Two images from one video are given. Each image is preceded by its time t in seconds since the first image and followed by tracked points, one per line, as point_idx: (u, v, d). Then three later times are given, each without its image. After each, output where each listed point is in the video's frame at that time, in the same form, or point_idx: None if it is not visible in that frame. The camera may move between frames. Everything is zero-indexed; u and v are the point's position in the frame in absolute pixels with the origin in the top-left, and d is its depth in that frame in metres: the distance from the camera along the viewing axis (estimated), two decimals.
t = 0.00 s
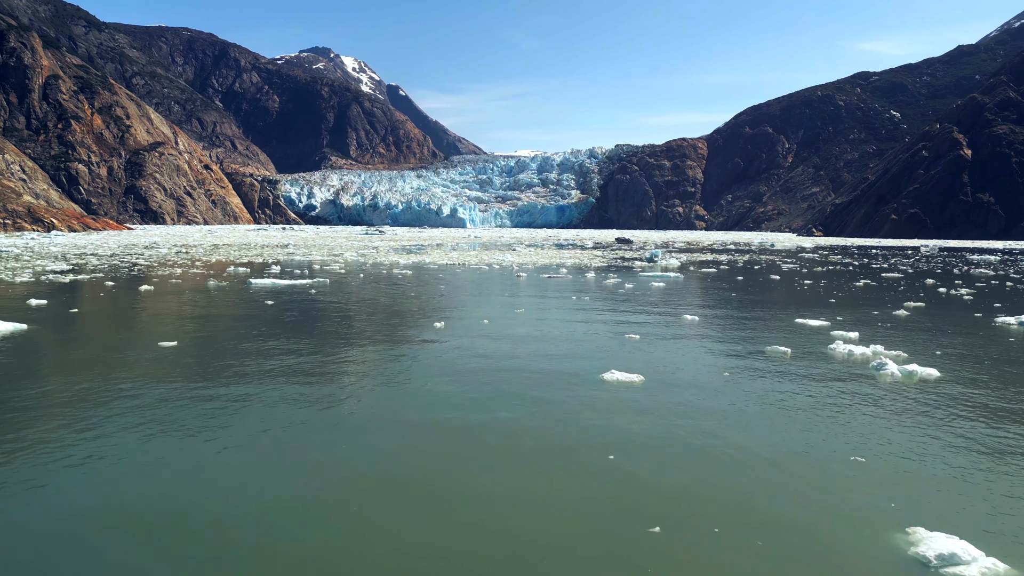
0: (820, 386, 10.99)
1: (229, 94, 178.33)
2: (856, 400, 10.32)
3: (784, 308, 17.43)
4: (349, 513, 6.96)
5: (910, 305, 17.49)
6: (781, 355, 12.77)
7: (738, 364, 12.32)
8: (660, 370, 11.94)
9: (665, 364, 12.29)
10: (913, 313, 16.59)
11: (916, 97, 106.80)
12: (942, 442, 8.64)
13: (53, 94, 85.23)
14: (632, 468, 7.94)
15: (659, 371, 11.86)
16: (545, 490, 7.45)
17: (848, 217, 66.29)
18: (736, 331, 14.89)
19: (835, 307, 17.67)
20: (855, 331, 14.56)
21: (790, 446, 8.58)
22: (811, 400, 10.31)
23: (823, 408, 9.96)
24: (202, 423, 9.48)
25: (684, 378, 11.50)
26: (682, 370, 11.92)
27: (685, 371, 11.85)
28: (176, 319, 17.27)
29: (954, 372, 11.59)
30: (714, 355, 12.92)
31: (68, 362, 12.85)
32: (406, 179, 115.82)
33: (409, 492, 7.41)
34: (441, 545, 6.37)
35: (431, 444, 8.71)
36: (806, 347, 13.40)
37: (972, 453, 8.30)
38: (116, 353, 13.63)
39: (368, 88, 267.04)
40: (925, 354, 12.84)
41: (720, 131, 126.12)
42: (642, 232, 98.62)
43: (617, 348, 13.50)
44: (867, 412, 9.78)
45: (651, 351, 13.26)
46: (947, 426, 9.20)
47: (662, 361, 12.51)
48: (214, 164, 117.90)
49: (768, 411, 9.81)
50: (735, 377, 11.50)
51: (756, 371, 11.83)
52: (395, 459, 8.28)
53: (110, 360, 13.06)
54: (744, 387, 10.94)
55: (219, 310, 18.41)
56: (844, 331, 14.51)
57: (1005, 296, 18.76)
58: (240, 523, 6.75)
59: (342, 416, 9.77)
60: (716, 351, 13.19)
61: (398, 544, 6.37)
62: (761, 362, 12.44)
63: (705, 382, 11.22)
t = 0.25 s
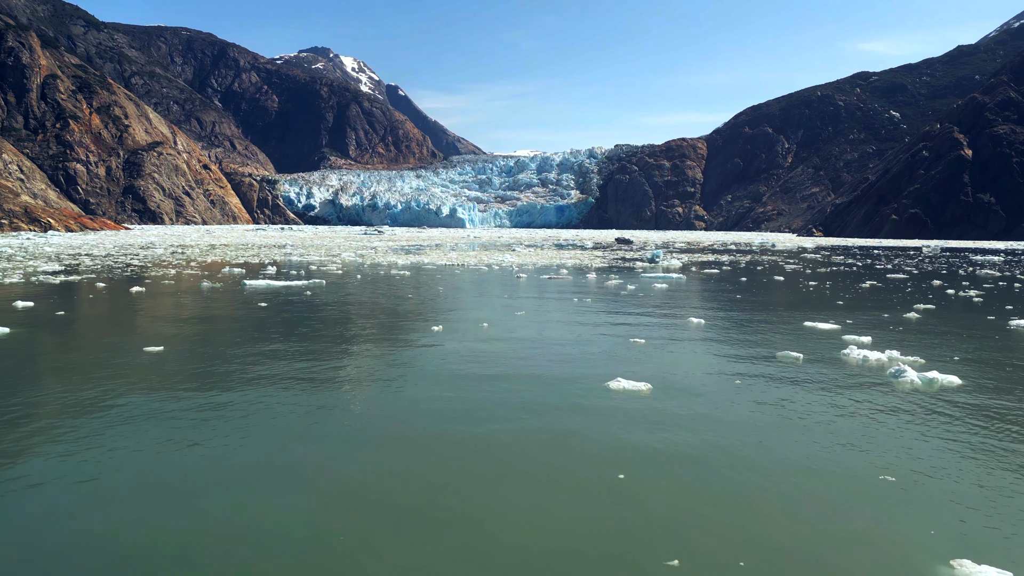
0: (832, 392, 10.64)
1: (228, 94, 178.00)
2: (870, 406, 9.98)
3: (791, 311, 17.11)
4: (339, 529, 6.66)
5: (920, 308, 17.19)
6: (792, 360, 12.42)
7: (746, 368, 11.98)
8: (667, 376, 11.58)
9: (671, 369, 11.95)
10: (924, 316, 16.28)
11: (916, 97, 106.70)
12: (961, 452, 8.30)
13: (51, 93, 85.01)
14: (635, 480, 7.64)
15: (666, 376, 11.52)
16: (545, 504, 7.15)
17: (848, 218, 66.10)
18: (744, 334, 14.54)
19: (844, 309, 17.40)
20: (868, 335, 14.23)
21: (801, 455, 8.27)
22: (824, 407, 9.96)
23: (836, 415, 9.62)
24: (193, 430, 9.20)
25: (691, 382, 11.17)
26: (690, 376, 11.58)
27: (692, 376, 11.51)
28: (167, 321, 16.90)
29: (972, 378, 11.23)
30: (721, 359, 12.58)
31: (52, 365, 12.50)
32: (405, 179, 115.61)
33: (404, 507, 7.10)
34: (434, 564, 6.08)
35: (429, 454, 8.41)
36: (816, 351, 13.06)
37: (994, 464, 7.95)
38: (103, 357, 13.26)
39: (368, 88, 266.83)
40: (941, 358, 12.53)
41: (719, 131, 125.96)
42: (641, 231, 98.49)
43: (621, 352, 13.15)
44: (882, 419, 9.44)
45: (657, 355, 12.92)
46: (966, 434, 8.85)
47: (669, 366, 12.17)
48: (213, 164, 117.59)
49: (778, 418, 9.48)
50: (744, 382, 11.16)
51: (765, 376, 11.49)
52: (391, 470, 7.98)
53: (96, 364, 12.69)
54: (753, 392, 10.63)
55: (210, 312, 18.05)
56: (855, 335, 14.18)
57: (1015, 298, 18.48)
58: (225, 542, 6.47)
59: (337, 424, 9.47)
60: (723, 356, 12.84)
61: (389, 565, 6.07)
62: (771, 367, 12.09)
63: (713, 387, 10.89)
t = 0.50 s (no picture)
0: (846, 400, 10.45)
1: (227, 94, 177.65)
2: (884, 414, 9.79)
3: (801, 314, 16.84)
4: (342, 543, 6.51)
5: (931, 311, 16.95)
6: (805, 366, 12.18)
7: (758, 374, 11.80)
8: (677, 382, 11.35)
9: (681, 375, 11.74)
10: (936, 319, 16.03)
11: (915, 97, 106.58)
12: (979, 463, 8.10)
13: (49, 93, 84.80)
14: (639, 488, 7.54)
15: (674, 382, 11.31)
16: (544, 513, 7.03)
17: (848, 218, 65.94)
18: (752, 338, 14.35)
19: (853, 311, 17.16)
20: (881, 340, 13.97)
21: (812, 465, 8.12)
22: (836, 415, 9.79)
23: (850, 424, 9.44)
24: (191, 436, 9.06)
25: (701, 389, 11.01)
26: (699, 382, 11.38)
27: (702, 382, 11.35)
28: (157, 324, 16.59)
29: (991, 386, 10.97)
30: (732, 365, 12.36)
31: (37, 369, 12.20)
32: (404, 179, 115.39)
33: (401, 516, 7.01)
34: None
35: (430, 462, 8.27)
36: (828, 357, 12.85)
37: (1013, 477, 7.74)
38: (90, 361, 12.98)
39: (367, 88, 266.54)
40: (958, 364, 12.25)
41: (719, 131, 125.71)
42: (642, 232, 98.20)
43: (630, 357, 12.90)
44: (896, 428, 9.24)
45: (667, 361, 12.66)
46: (982, 444, 8.65)
47: (679, 372, 11.94)
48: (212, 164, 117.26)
49: (787, 427, 9.32)
50: (755, 390, 10.95)
51: (777, 383, 11.29)
52: (388, 479, 7.86)
53: (84, 368, 12.44)
54: (763, 399, 10.46)
55: (201, 314, 17.73)
56: (869, 340, 13.94)
57: None
58: (219, 550, 6.39)
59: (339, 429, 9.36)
60: (735, 361, 12.65)
61: None
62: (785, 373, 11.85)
63: (723, 395, 10.71)
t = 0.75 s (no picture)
0: (857, 407, 10.20)
1: (226, 94, 177.30)
2: (899, 422, 9.53)
3: (811, 317, 16.60)
4: (343, 555, 6.33)
5: (942, 314, 16.72)
6: (819, 373, 11.88)
7: (769, 380, 11.53)
8: (686, 388, 11.10)
9: (689, 381, 11.48)
10: (948, 322, 15.78)
11: (915, 97, 106.48)
12: (1001, 474, 7.85)
13: (47, 92, 84.56)
14: (639, 499, 7.34)
15: (683, 389, 11.06)
16: (540, 525, 6.84)
17: (848, 218, 65.77)
18: (762, 343, 14.07)
19: (863, 314, 16.91)
20: (894, 344, 13.71)
21: (819, 474, 7.92)
22: (846, 422, 9.55)
23: (860, 432, 9.21)
24: (184, 440, 8.90)
25: (709, 395, 10.77)
26: (708, 388, 11.13)
27: (711, 388, 11.11)
28: (147, 325, 16.30)
29: (1010, 393, 10.70)
30: (742, 371, 12.11)
31: (28, 372, 11.98)
32: (403, 180, 115.15)
33: (395, 527, 6.81)
34: None
35: (426, 471, 8.07)
36: (841, 362, 12.57)
37: None
38: (77, 364, 12.68)
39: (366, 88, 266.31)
40: (978, 370, 11.96)
41: (718, 131, 125.58)
42: (642, 232, 98.12)
43: (636, 362, 12.65)
44: (910, 437, 9.00)
45: (677, 366, 12.40)
46: (1003, 455, 8.35)
47: (688, 378, 11.69)
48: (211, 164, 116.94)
49: (796, 435, 9.08)
50: (766, 397, 10.70)
51: (787, 389, 11.04)
52: (383, 487, 7.66)
53: (72, 370, 12.15)
54: (773, 406, 10.22)
55: (193, 316, 17.42)
56: (883, 345, 13.67)
57: None
58: (204, 562, 6.22)
59: (336, 434, 9.16)
60: (745, 366, 12.39)
61: None
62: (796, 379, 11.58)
63: (731, 401, 10.47)
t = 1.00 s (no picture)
0: (871, 417, 9.90)
1: (225, 94, 176.94)
2: (924, 435, 9.17)
3: (821, 320, 16.35)
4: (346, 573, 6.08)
5: (954, 316, 16.48)
6: (835, 381, 11.54)
7: (781, 388, 11.24)
8: (694, 395, 10.84)
9: (698, 387, 11.22)
10: (962, 326, 15.47)
11: (914, 98, 106.41)
12: None
13: (45, 92, 84.26)
14: (636, 510, 7.14)
15: (692, 396, 10.78)
16: (538, 537, 6.63)
17: (848, 218, 65.58)
18: (774, 349, 13.74)
19: (874, 318, 16.60)
20: (911, 350, 13.36)
21: (825, 486, 7.69)
22: (858, 432, 9.28)
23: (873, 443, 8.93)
24: (177, 447, 8.69)
25: (717, 401, 10.52)
26: (718, 395, 10.86)
27: (720, 395, 10.85)
28: (138, 327, 16.01)
29: None
30: (753, 377, 11.83)
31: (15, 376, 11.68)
32: (403, 180, 114.91)
33: (382, 540, 6.60)
34: None
35: (426, 483, 7.80)
36: (856, 370, 12.24)
37: None
38: (65, 367, 12.43)
39: (365, 89, 266.14)
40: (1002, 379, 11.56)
41: (718, 131, 125.38)
42: (642, 232, 97.92)
43: (644, 367, 12.37)
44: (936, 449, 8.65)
45: (686, 371, 12.11)
46: None
47: (696, 384, 11.43)
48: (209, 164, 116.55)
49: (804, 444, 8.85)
50: (778, 405, 10.41)
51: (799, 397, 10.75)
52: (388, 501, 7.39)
53: (60, 374, 11.89)
54: (780, 414, 9.99)
55: (186, 317, 17.14)
56: (898, 350, 13.33)
57: None
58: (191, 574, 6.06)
59: (331, 441, 8.96)
60: (756, 372, 12.10)
61: None
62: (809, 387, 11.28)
63: (739, 408, 10.23)
